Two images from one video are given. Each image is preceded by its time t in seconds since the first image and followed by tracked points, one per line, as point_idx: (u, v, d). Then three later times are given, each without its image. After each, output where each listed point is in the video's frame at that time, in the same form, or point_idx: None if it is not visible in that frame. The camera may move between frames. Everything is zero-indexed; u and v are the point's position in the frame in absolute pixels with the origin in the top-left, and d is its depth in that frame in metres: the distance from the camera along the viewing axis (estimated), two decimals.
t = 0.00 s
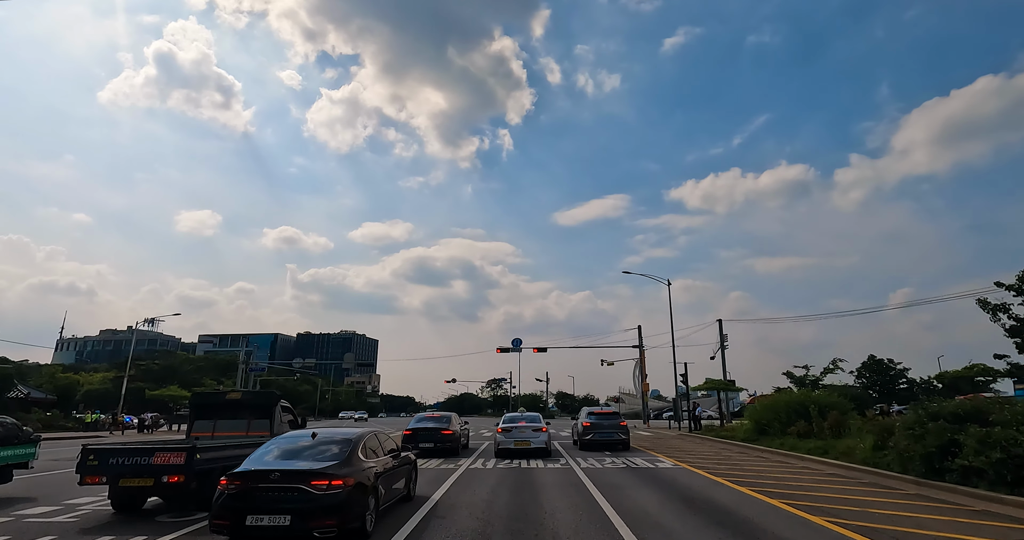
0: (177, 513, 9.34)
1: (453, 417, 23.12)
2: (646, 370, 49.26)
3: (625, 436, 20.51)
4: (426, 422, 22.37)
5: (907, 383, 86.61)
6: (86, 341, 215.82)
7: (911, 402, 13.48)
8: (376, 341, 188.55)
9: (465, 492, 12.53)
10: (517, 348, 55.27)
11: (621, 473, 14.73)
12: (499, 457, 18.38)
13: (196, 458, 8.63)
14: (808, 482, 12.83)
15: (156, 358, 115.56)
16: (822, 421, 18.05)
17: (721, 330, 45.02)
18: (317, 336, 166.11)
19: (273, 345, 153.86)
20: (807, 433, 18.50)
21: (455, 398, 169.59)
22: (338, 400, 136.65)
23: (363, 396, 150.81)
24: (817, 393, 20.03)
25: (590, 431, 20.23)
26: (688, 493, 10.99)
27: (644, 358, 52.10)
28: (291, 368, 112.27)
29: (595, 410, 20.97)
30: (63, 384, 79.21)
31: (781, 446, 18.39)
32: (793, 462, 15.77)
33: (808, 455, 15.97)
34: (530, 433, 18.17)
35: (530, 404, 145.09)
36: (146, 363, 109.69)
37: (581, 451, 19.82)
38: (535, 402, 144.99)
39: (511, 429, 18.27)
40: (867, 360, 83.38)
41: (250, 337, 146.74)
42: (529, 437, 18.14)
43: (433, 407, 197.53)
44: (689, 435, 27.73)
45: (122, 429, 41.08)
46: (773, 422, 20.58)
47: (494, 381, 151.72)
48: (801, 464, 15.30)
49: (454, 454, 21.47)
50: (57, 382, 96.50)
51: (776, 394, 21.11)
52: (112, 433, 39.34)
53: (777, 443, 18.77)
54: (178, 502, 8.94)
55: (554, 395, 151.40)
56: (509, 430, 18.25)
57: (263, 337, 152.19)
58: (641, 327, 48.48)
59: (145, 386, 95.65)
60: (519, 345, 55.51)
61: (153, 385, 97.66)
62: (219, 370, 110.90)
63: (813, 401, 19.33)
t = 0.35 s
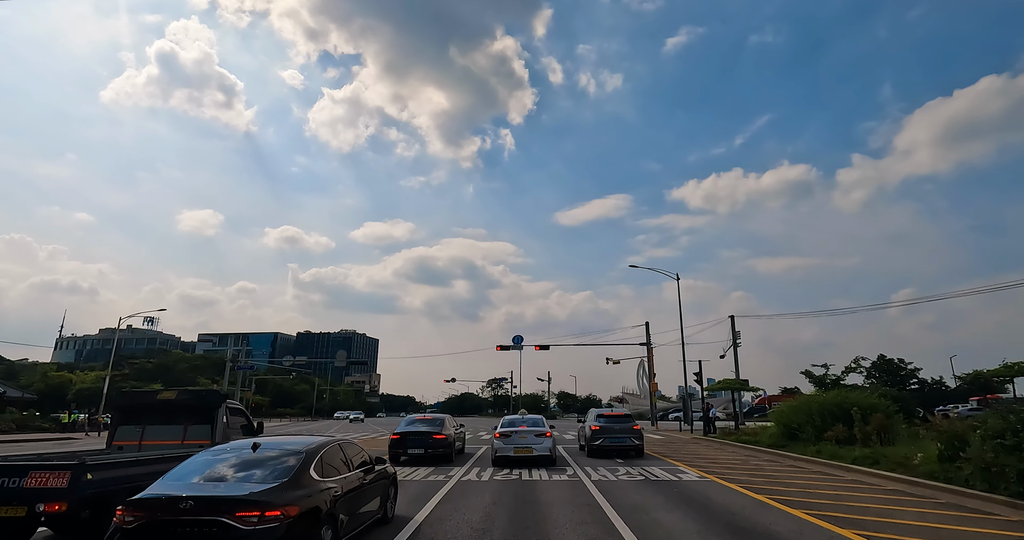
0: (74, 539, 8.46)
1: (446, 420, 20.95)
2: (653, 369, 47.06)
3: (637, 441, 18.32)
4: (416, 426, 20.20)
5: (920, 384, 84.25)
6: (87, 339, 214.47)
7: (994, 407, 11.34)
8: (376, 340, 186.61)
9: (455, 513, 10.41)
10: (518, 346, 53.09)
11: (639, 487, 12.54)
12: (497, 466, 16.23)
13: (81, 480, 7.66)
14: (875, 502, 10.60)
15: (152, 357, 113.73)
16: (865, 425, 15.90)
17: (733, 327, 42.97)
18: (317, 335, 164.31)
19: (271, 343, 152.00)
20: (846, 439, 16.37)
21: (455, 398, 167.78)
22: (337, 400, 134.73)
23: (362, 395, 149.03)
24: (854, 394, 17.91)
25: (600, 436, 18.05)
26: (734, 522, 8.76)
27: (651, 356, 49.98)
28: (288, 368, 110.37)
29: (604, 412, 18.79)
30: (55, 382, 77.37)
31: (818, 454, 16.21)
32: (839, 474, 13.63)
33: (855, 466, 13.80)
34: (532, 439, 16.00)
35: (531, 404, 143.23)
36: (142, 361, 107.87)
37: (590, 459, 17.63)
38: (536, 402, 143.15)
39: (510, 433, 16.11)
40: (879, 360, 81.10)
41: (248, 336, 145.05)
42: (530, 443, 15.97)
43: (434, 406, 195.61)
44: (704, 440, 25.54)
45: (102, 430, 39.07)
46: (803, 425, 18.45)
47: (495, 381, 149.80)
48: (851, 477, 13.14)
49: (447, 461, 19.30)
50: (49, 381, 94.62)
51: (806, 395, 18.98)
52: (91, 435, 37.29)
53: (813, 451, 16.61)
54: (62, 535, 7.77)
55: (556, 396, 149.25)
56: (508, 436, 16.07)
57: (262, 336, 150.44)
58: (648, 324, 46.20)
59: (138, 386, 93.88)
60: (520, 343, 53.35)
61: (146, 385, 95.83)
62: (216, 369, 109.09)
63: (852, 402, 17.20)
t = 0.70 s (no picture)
0: None
1: (437, 424, 18.99)
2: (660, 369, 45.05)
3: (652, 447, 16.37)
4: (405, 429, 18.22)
5: (931, 383, 82.14)
6: (87, 338, 212.98)
7: None
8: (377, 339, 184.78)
9: None
10: (519, 344, 51.08)
11: (661, 504, 10.63)
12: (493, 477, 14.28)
13: None
14: (956, 530, 8.59)
15: (148, 355, 112.09)
16: (913, 430, 13.97)
17: (745, 324, 41.00)
18: (317, 334, 162.49)
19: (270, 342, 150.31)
20: (892, 446, 14.38)
21: (455, 398, 165.88)
22: (336, 399, 132.99)
23: (362, 395, 147.18)
24: (897, 394, 15.91)
25: (611, 441, 16.07)
26: None
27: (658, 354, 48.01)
28: (286, 367, 108.50)
29: (615, 414, 16.84)
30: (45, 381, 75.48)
31: (859, 462, 14.29)
32: (893, 489, 11.64)
33: (913, 479, 11.81)
34: (533, 446, 14.04)
35: (533, 405, 141.33)
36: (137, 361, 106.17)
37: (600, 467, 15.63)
38: (537, 402, 141.22)
39: (509, 440, 14.14)
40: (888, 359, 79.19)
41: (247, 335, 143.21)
42: (532, 450, 14.01)
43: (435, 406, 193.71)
44: (720, 444, 23.55)
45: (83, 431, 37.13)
46: (839, 429, 16.45)
47: (496, 380, 147.88)
48: (911, 493, 11.13)
49: (440, 468, 17.31)
50: (42, 379, 92.79)
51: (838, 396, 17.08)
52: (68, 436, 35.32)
53: (851, 458, 14.70)
54: None
55: (558, 396, 147.25)
56: (507, 442, 14.10)
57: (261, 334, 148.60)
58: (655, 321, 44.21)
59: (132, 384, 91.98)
60: (521, 341, 51.35)
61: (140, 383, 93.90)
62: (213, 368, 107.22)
63: (894, 402, 15.27)
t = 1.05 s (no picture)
0: None
1: (430, 427, 17.24)
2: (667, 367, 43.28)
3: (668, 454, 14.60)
4: (394, 433, 16.44)
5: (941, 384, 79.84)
6: (87, 337, 211.73)
7: None
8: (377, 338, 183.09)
9: None
10: (520, 341, 49.37)
11: (686, 524, 8.98)
12: (489, 488, 12.57)
13: None
14: None
15: (145, 354, 110.50)
16: (970, 435, 12.30)
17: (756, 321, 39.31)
18: (317, 333, 160.93)
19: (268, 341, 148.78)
20: (945, 454, 12.64)
21: (456, 398, 164.17)
22: (335, 399, 131.32)
23: (362, 395, 145.59)
24: (946, 394, 14.17)
25: (622, 447, 14.36)
26: None
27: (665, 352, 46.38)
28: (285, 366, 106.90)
29: (627, 417, 15.11)
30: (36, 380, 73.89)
31: (907, 471, 12.63)
32: (958, 508, 9.91)
33: (980, 496, 10.08)
34: (535, 453, 12.30)
35: (534, 405, 139.60)
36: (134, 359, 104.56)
37: (610, 476, 13.93)
38: (539, 402, 139.53)
39: (509, 446, 12.40)
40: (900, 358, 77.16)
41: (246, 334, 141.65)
42: (534, 458, 12.29)
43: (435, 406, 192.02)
44: (737, 448, 21.83)
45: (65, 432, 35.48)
46: (878, 433, 14.75)
47: (497, 380, 146.16)
48: (984, 514, 9.39)
49: (431, 476, 15.54)
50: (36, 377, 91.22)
51: (875, 397, 15.48)
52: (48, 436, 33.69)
53: (896, 466, 13.06)
54: None
55: (560, 396, 145.39)
56: (507, 448, 12.39)
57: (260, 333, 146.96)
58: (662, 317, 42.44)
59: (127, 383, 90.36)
60: (522, 338, 49.64)
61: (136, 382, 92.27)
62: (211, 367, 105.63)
63: (944, 404, 13.57)
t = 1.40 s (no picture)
0: None
1: (422, 430, 15.74)
2: (673, 366, 41.74)
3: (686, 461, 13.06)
4: (382, 437, 14.94)
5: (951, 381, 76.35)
6: (86, 336, 210.65)
7: None
8: (378, 337, 181.57)
9: None
10: (521, 338, 47.89)
11: None
12: (486, 502, 11.06)
13: None
14: None
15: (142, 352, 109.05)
16: None
17: (768, 317, 37.74)
18: (317, 331, 159.34)
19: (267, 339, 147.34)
20: (1003, 462, 11.24)
21: (456, 398, 162.95)
22: (334, 398, 129.87)
23: (362, 395, 144.08)
24: (997, 395, 12.73)
25: (636, 454, 12.89)
26: None
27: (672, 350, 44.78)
28: (283, 365, 105.40)
29: (641, 419, 13.62)
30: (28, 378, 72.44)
31: (961, 482, 11.19)
32: None
33: None
34: (538, 461, 10.79)
35: (536, 405, 138.05)
36: (130, 357, 103.09)
37: (622, 487, 12.45)
38: (540, 403, 137.97)
39: (509, 453, 10.92)
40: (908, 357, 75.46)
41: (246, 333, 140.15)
42: (536, 468, 10.77)
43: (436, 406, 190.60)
44: (754, 452, 20.37)
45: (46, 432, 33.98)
46: (919, 437, 13.35)
47: (498, 379, 144.72)
48: None
49: (422, 485, 14.04)
50: (31, 375, 89.82)
51: (915, 398, 14.06)
52: (27, 437, 32.18)
53: (948, 477, 11.59)
54: None
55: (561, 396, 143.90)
56: (506, 456, 10.88)
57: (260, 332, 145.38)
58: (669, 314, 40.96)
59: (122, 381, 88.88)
60: (523, 335, 48.13)
61: (130, 380, 90.82)
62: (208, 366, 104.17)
63: (999, 407, 12.12)
